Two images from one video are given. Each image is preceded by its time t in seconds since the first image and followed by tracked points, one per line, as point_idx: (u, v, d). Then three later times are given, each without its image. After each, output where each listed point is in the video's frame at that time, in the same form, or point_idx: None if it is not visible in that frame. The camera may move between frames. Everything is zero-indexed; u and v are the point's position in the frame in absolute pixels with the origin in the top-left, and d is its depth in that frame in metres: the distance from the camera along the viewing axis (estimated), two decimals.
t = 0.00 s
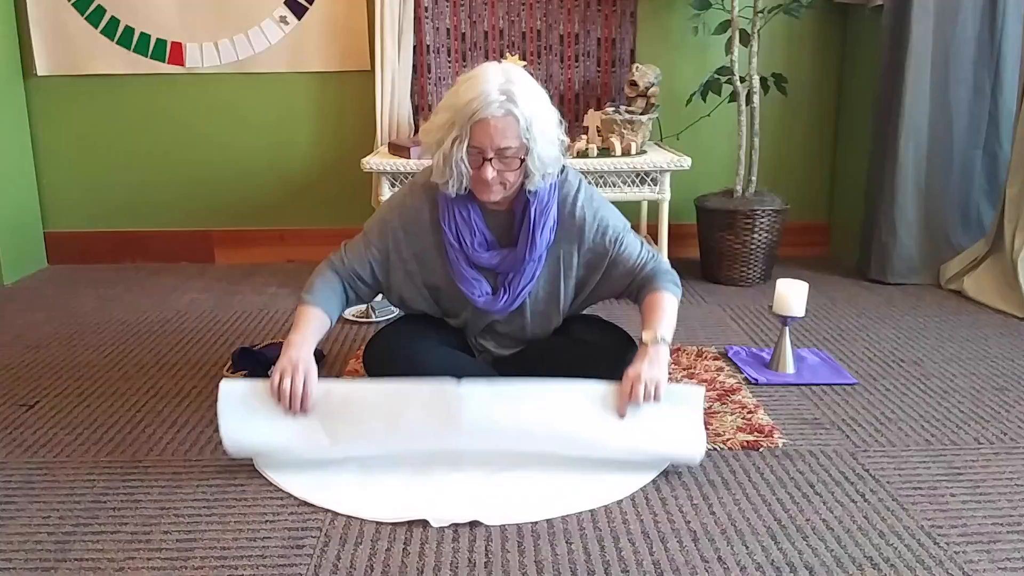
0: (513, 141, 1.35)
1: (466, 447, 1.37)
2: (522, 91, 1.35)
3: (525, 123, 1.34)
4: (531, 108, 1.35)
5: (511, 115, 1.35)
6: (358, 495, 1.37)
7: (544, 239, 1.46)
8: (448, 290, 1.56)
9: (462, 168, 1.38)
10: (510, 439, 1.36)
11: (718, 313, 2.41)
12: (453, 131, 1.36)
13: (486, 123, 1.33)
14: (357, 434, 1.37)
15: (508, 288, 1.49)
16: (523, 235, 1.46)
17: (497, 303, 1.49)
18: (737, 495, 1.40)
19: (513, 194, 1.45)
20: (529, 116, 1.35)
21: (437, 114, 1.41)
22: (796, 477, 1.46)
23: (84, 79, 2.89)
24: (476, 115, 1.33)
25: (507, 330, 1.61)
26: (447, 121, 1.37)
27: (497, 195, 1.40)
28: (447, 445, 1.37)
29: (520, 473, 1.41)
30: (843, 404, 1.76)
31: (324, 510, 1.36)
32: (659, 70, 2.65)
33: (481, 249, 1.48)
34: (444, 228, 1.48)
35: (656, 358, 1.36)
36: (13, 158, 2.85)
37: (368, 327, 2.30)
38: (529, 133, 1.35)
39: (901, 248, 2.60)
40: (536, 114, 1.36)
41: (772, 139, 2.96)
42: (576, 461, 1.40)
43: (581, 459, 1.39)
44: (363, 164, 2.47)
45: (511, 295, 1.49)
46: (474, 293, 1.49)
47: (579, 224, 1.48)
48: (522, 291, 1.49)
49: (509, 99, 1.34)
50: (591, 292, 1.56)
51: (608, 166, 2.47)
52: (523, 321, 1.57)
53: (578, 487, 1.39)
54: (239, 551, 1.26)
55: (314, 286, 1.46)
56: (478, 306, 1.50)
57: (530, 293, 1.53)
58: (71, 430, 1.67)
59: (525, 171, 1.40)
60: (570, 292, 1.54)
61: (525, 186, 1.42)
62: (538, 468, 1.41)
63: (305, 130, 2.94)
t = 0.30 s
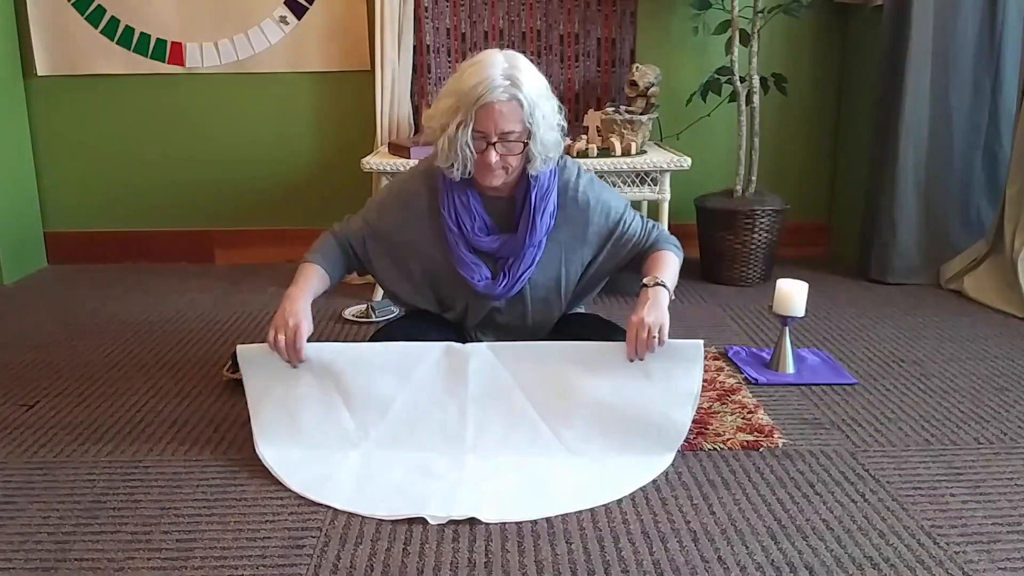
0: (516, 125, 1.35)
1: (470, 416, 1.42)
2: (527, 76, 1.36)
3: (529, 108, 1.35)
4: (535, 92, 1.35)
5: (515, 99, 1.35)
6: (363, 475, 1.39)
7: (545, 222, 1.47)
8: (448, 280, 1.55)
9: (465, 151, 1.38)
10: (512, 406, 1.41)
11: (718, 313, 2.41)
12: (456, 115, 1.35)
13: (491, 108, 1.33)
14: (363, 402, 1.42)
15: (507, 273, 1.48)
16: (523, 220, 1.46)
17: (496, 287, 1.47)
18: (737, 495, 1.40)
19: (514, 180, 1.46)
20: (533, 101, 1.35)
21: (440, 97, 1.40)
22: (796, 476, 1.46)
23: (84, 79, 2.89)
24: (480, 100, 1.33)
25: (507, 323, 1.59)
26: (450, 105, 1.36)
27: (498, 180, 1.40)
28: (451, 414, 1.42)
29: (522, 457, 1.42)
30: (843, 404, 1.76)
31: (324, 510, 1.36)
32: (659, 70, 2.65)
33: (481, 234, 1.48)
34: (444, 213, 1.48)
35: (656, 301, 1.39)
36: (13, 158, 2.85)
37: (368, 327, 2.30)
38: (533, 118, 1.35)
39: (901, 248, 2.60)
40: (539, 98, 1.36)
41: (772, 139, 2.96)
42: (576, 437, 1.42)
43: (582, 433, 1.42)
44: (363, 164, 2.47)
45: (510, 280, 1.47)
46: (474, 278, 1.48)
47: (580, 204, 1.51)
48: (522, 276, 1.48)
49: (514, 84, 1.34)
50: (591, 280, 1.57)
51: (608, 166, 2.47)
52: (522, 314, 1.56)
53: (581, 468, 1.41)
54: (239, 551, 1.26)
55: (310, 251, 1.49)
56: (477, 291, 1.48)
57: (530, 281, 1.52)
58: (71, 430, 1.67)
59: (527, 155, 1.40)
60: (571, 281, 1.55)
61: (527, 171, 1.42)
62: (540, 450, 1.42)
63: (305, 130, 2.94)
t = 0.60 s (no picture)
0: (516, 121, 1.35)
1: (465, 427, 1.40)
2: (527, 73, 1.35)
3: (529, 105, 1.34)
4: (535, 89, 1.35)
5: (516, 95, 1.35)
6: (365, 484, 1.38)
7: (544, 226, 1.47)
8: (447, 283, 1.55)
9: (466, 148, 1.38)
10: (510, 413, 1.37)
11: (718, 314, 2.41)
12: (457, 112, 1.35)
13: (491, 104, 1.33)
14: (361, 408, 1.39)
15: (508, 275, 1.49)
16: (524, 222, 1.46)
17: (498, 289, 1.49)
18: (737, 495, 1.40)
19: (514, 182, 1.45)
20: (534, 97, 1.35)
21: (440, 95, 1.40)
22: (796, 476, 1.46)
23: (85, 79, 2.89)
24: (480, 96, 1.33)
25: (506, 324, 1.59)
26: (450, 102, 1.36)
27: (499, 177, 1.40)
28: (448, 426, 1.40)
29: (522, 461, 1.39)
30: (843, 404, 1.76)
31: (324, 510, 1.36)
32: (659, 70, 2.65)
33: (482, 237, 1.48)
34: (444, 215, 1.48)
35: (669, 340, 1.22)
36: (14, 158, 2.85)
37: (368, 327, 2.29)
38: (534, 115, 1.35)
39: (901, 248, 2.60)
40: (540, 94, 1.36)
41: (772, 139, 2.96)
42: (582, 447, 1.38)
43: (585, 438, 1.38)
44: (363, 164, 2.47)
45: (511, 283, 1.49)
46: (475, 280, 1.49)
47: (575, 195, 1.48)
48: (523, 278, 1.49)
49: (514, 80, 1.34)
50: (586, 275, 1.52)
51: (608, 166, 2.47)
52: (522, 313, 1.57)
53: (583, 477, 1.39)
54: (239, 551, 1.26)
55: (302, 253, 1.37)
56: (478, 293, 1.50)
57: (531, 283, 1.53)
58: (72, 430, 1.67)
59: (528, 153, 1.40)
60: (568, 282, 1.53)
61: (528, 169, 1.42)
62: (543, 457, 1.39)
63: (304, 130, 2.94)
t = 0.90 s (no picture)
0: (513, 132, 1.35)
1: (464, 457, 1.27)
2: (523, 84, 1.36)
3: (526, 115, 1.35)
4: (531, 99, 1.35)
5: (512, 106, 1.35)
6: (367, 500, 1.32)
7: (543, 236, 1.46)
8: (445, 289, 1.55)
9: (464, 162, 1.38)
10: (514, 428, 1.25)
11: (718, 314, 2.41)
12: (453, 125, 1.35)
13: (487, 116, 1.33)
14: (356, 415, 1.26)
15: (505, 288, 1.50)
16: (521, 235, 1.46)
17: (496, 302, 1.50)
18: (737, 495, 1.40)
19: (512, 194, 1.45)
20: (530, 108, 1.35)
21: (435, 109, 1.41)
22: (796, 477, 1.46)
23: (85, 79, 2.89)
24: (476, 107, 1.33)
25: (505, 329, 1.59)
26: (446, 115, 1.36)
27: (497, 190, 1.40)
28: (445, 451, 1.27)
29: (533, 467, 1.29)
30: (843, 404, 1.76)
31: (324, 511, 1.36)
32: (659, 70, 2.65)
33: (480, 250, 1.48)
34: (443, 227, 1.48)
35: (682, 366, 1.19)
36: (13, 158, 2.85)
37: (367, 327, 2.29)
38: (531, 126, 1.35)
39: (901, 248, 2.60)
40: (536, 105, 1.36)
41: (772, 139, 2.96)
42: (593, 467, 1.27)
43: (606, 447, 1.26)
44: (363, 164, 2.47)
45: (510, 295, 1.50)
46: (473, 293, 1.50)
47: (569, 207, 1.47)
48: (520, 291, 1.50)
49: (510, 91, 1.35)
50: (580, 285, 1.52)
51: (609, 166, 2.47)
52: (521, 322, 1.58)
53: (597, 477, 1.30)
54: (238, 552, 1.26)
55: (309, 268, 1.33)
56: (476, 305, 1.51)
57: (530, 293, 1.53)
58: (72, 430, 1.67)
59: (526, 165, 1.40)
60: (564, 288, 1.53)
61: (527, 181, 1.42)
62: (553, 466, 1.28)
63: (304, 130, 2.94)
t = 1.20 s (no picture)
0: (514, 126, 1.35)
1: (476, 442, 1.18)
2: (523, 77, 1.35)
3: (527, 109, 1.35)
4: (532, 93, 1.35)
5: (512, 100, 1.35)
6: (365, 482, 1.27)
7: (542, 232, 1.46)
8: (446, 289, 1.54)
9: (465, 156, 1.38)
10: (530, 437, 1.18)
11: (719, 314, 2.41)
12: (454, 118, 1.35)
13: (488, 109, 1.33)
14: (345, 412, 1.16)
15: (506, 284, 1.50)
16: (520, 230, 1.46)
17: (496, 298, 1.51)
18: (737, 495, 1.40)
19: (512, 189, 1.45)
20: (531, 101, 1.35)
21: (436, 103, 1.41)
22: (796, 477, 1.46)
23: (85, 79, 2.89)
24: (477, 100, 1.33)
25: (505, 327, 1.58)
26: (447, 109, 1.36)
27: (499, 184, 1.40)
28: (452, 440, 1.18)
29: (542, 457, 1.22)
30: (843, 404, 1.76)
31: (324, 511, 1.36)
32: (659, 70, 2.65)
33: (480, 246, 1.48)
34: (443, 223, 1.48)
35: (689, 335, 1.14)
36: (14, 158, 2.85)
37: (367, 328, 2.29)
38: (531, 119, 1.35)
39: (901, 248, 2.60)
40: (537, 98, 1.36)
41: (772, 140, 2.96)
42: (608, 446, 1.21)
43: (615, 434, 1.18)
44: (363, 164, 2.47)
45: (510, 291, 1.50)
46: (473, 289, 1.50)
47: (568, 202, 1.47)
48: (521, 287, 1.50)
49: (510, 84, 1.35)
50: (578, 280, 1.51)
51: (609, 166, 2.47)
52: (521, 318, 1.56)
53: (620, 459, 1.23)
54: (239, 551, 1.26)
55: (311, 255, 1.33)
56: (476, 301, 1.51)
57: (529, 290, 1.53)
58: (72, 430, 1.67)
59: (527, 158, 1.40)
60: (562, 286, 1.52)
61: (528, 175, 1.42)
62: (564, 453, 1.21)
63: (304, 130, 2.94)
